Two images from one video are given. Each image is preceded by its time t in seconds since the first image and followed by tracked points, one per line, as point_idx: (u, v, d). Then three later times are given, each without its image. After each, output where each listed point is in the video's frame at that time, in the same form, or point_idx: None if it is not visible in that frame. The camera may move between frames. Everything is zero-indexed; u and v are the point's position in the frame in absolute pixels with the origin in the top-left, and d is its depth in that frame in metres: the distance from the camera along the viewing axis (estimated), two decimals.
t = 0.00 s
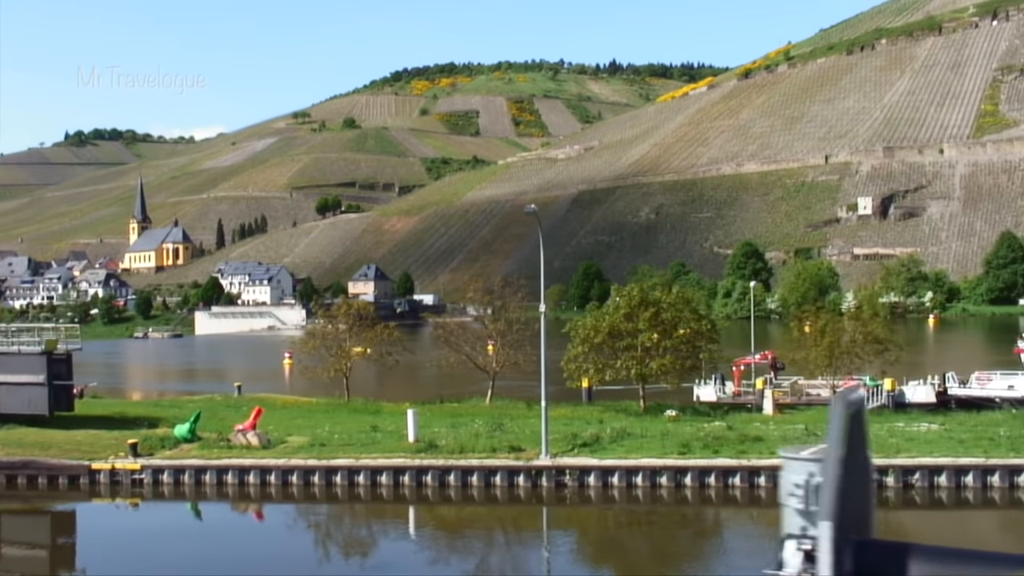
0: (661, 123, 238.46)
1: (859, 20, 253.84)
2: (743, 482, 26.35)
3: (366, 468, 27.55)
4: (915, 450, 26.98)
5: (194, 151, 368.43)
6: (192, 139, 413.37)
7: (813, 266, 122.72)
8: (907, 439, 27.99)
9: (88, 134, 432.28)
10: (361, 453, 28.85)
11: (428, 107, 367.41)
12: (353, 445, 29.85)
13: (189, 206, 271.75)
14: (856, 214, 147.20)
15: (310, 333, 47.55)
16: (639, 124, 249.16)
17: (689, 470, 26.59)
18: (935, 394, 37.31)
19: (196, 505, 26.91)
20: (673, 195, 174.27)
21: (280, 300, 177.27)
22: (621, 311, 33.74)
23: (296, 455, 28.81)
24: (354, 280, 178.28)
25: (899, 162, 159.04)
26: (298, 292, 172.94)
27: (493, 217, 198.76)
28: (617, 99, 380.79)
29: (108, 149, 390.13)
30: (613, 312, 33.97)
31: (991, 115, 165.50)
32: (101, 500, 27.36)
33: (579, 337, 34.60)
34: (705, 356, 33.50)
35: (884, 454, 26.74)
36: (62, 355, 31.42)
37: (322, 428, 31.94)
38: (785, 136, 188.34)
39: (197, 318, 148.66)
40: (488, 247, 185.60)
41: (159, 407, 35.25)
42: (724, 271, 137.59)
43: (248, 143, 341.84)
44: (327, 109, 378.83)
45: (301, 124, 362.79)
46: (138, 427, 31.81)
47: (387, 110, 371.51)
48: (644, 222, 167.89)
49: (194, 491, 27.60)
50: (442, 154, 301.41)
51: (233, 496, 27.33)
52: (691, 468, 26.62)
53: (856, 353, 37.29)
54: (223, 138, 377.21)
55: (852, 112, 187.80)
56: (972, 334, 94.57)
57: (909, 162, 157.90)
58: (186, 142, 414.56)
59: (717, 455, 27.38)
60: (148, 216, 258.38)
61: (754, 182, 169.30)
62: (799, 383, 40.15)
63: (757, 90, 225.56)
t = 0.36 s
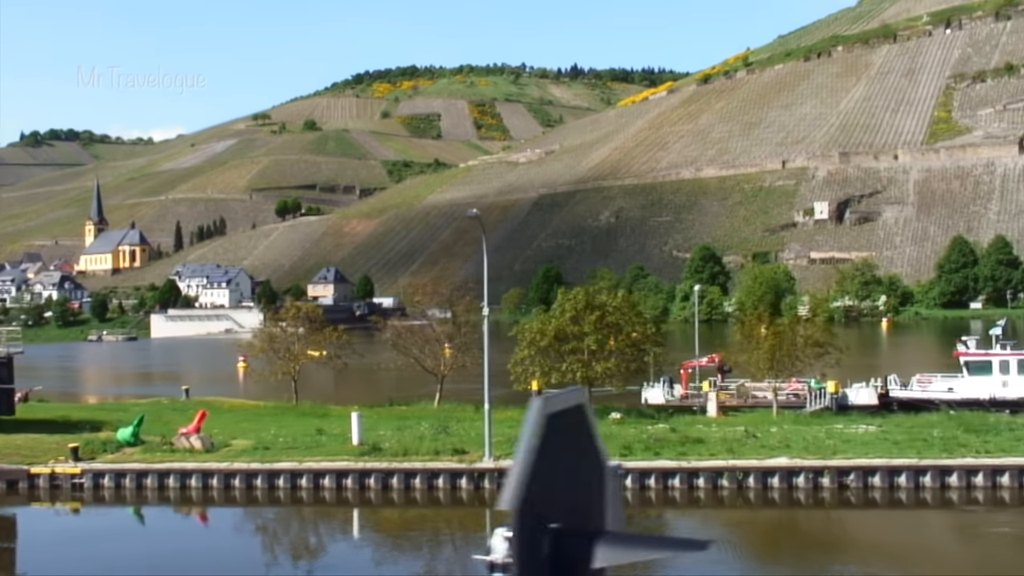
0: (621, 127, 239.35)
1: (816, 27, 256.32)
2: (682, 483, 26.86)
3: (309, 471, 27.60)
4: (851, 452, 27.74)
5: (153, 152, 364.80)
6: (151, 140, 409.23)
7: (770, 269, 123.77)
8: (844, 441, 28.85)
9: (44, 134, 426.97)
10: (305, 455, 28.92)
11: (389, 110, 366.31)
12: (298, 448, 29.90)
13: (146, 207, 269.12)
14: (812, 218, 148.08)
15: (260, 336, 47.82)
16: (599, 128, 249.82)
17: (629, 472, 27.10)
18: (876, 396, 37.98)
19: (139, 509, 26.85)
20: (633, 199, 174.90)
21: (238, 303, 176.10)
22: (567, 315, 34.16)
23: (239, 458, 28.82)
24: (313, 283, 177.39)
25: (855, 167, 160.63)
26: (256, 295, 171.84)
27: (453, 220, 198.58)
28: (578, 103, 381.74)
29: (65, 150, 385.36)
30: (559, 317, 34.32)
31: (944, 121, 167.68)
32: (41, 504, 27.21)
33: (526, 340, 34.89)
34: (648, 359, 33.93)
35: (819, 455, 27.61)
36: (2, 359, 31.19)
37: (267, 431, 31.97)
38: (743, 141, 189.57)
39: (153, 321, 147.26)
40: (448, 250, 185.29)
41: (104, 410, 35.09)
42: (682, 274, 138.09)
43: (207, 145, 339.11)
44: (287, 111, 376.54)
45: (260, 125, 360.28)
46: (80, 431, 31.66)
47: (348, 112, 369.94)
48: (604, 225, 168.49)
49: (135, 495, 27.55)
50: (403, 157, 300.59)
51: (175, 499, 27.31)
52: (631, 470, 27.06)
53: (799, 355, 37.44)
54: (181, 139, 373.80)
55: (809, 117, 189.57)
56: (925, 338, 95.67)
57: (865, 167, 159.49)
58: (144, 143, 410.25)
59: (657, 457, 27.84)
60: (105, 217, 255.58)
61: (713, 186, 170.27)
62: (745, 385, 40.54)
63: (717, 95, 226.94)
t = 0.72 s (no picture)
0: (577, 132, 240.04)
1: (770, 34, 258.85)
2: (616, 486, 27.33)
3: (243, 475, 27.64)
4: (782, 453, 28.46)
5: (105, 152, 360.66)
6: (104, 141, 404.48)
7: (722, 273, 124.62)
8: (777, 443, 29.40)
9: None
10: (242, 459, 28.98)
11: (346, 112, 364.96)
12: (235, 451, 29.93)
13: (97, 209, 265.89)
14: (764, 222, 149.44)
15: (204, 338, 47.70)
16: (554, 132, 250.29)
17: (565, 474, 27.48)
18: (814, 399, 38.58)
19: (77, 513, 26.70)
20: (588, 203, 175.36)
21: (190, 305, 174.50)
22: (508, 318, 34.32)
23: (176, 462, 28.82)
24: (267, 286, 176.15)
25: (806, 172, 162.34)
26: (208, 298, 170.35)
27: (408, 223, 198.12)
28: (535, 107, 382.51)
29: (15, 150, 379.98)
30: (500, 320, 34.51)
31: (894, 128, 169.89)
32: None
33: (467, 344, 35.05)
34: (588, 363, 34.29)
35: (752, 457, 28.19)
36: None
37: (207, 435, 31.91)
38: (697, 146, 190.89)
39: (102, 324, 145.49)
40: (403, 253, 184.78)
41: (39, 414, 34.76)
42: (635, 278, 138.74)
43: (160, 146, 335.76)
44: (242, 112, 373.76)
45: (215, 126, 357.24)
46: (14, 436, 31.38)
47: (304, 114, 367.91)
48: (559, 229, 168.95)
49: (70, 499, 27.41)
50: (359, 160, 299.49)
51: (111, 503, 27.15)
52: (567, 473, 27.49)
53: (736, 359, 37.82)
54: (135, 140, 369.86)
55: (762, 123, 191.31)
56: (873, 341, 96.99)
57: (816, 172, 161.12)
58: (96, 143, 405.36)
59: (594, 460, 28.28)
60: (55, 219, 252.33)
61: (667, 191, 171.05)
62: (687, 389, 40.88)
63: (671, 100, 228.29)
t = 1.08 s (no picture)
0: (531, 135, 240.28)
1: (722, 38, 260.81)
2: (550, 488, 27.71)
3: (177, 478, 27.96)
4: (714, 455, 28.94)
5: (54, 153, 355.34)
6: (53, 142, 398.35)
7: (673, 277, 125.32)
8: (709, 444, 29.89)
9: None
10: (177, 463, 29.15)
11: (299, 114, 362.55)
12: (171, 455, 30.02)
13: (46, 210, 262.21)
14: (715, 226, 150.39)
15: (145, 341, 47.70)
16: (508, 134, 250.40)
17: (500, 476, 27.76)
18: (753, 402, 39.03)
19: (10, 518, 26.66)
20: (541, 206, 175.53)
21: (141, 308, 172.45)
22: (448, 322, 35.13)
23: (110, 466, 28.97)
24: (219, 288, 174.70)
25: (757, 176, 163.79)
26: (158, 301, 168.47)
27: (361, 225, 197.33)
28: (490, 110, 382.53)
29: None
30: (440, 323, 35.32)
31: (844, 133, 171.93)
32: None
33: (407, 346, 35.78)
34: (527, 365, 35.27)
35: (684, 459, 28.62)
36: None
37: (143, 438, 31.85)
38: (650, 150, 191.87)
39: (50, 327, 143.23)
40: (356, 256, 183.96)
41: None
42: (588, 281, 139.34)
43: (110, 147, 331.46)
44: (195, 113, 369.99)
45: (167, 127, 353.31)
46: None
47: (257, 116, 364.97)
48: (513, 233, 169.16)
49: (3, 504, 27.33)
50: (313, 162, 297.68)
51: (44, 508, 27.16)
52: (501, 475, 27.73)
53: (671, 362, 38.59)
54: (85, 141, 364.73)
55: (714, 128, 192.70)
56: (821, 344, 98.07)
57: (767, 177, 162.54)
58: (46, 144, 399.14)
59: (528, 462, 28.56)
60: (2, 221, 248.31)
61: (620, 194, 171.55)
62: (627, 391, 41.45)
63: (625, 104, 229.42)
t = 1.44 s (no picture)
0: (488, 139, 240.24)
1: (678, 44, 262.44)
2: (489, 491, 27.82)
3: (114, 483, 27.98)
4: (652, 458, 29.22)
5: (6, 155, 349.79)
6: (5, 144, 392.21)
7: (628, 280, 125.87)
8: (648, 447, 30.15)
9: None
10: (115, 468, 29.11)
11: (256, 117, 359.90)
12: (110, 459, 29.93)
13: None
14: (671, 231, 151.22)
15: (89, 347, 47.38)
16: (466, 139, 250.20)
17: (439, 480, 27.85)
18: (697, 405, 39.44)
19: None
20: (499, 209, 175.45)
21: (94, 311, 170.30)
22: (391, 326, 35.67)
23: (49, 471, 28.90)
24: (173, 292, 173.04)
25: (712, 181, 164.85)
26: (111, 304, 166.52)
27: (318, 229, 196.30)
28: (448, 114, 381.99)
29: None
30: (384, 326, 35.86)
31: (798, 138, 173.48)
32: None
33: (352, 350, 36.23)
34: (469, 369, 35.86)
35: (623, 462, 28.86)
36: None
37: (82, 443, 31.68)
38: (607, 154, 192.52)
39: None
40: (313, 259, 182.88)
41: None
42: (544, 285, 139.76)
43: (64, 149, 326.90)
44: (150, 115, 366.01)
45: (122, 129, 349.22)
46: None
47: (214, 118, 361.79)
48: (470, 236, 168.97)
49: None
50: (270, 165, 295.56)
51: None
52: (440, 478, 27.86)
53: (613, 366, 39.06)
54: (37, 143, 359.46)
55: (670, 133, 193.71)
56: (774, 348, 98.93)
57: (722, 181, 163.56)
58: None
59: (467, 465, 28.71)
60: None
61: (576, 199, 171.55)
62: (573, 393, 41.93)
63: (582, 109, 230.09)
